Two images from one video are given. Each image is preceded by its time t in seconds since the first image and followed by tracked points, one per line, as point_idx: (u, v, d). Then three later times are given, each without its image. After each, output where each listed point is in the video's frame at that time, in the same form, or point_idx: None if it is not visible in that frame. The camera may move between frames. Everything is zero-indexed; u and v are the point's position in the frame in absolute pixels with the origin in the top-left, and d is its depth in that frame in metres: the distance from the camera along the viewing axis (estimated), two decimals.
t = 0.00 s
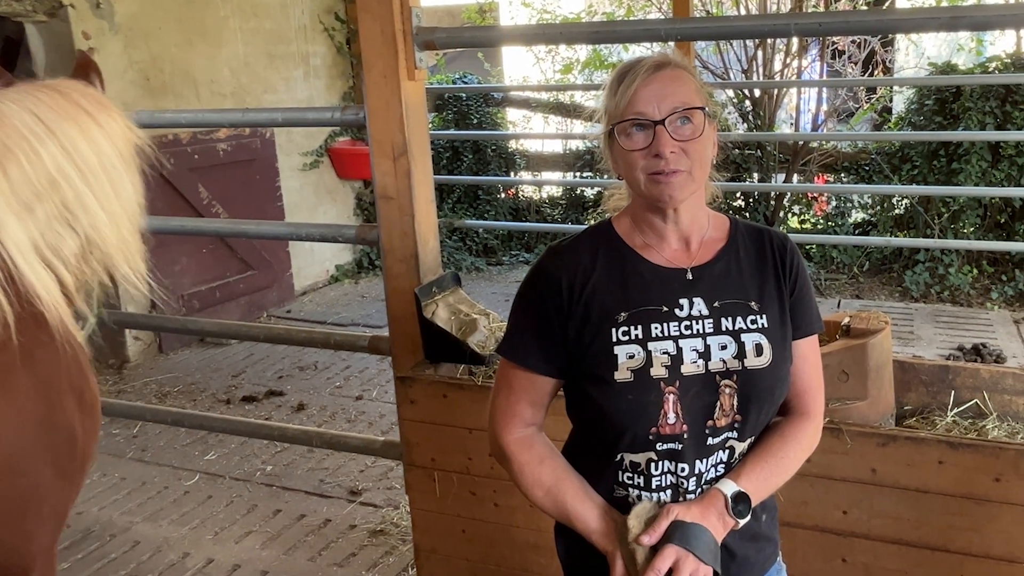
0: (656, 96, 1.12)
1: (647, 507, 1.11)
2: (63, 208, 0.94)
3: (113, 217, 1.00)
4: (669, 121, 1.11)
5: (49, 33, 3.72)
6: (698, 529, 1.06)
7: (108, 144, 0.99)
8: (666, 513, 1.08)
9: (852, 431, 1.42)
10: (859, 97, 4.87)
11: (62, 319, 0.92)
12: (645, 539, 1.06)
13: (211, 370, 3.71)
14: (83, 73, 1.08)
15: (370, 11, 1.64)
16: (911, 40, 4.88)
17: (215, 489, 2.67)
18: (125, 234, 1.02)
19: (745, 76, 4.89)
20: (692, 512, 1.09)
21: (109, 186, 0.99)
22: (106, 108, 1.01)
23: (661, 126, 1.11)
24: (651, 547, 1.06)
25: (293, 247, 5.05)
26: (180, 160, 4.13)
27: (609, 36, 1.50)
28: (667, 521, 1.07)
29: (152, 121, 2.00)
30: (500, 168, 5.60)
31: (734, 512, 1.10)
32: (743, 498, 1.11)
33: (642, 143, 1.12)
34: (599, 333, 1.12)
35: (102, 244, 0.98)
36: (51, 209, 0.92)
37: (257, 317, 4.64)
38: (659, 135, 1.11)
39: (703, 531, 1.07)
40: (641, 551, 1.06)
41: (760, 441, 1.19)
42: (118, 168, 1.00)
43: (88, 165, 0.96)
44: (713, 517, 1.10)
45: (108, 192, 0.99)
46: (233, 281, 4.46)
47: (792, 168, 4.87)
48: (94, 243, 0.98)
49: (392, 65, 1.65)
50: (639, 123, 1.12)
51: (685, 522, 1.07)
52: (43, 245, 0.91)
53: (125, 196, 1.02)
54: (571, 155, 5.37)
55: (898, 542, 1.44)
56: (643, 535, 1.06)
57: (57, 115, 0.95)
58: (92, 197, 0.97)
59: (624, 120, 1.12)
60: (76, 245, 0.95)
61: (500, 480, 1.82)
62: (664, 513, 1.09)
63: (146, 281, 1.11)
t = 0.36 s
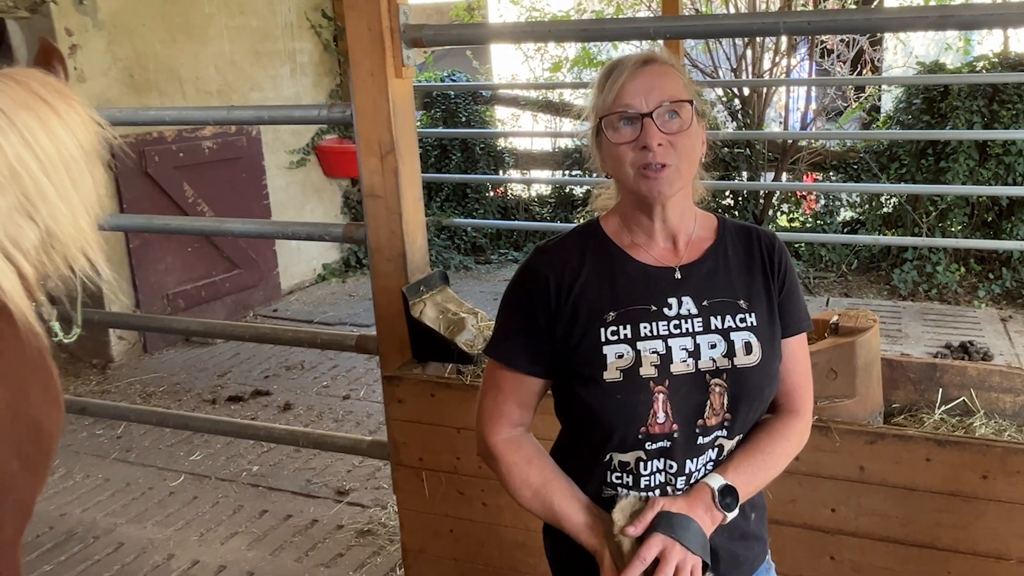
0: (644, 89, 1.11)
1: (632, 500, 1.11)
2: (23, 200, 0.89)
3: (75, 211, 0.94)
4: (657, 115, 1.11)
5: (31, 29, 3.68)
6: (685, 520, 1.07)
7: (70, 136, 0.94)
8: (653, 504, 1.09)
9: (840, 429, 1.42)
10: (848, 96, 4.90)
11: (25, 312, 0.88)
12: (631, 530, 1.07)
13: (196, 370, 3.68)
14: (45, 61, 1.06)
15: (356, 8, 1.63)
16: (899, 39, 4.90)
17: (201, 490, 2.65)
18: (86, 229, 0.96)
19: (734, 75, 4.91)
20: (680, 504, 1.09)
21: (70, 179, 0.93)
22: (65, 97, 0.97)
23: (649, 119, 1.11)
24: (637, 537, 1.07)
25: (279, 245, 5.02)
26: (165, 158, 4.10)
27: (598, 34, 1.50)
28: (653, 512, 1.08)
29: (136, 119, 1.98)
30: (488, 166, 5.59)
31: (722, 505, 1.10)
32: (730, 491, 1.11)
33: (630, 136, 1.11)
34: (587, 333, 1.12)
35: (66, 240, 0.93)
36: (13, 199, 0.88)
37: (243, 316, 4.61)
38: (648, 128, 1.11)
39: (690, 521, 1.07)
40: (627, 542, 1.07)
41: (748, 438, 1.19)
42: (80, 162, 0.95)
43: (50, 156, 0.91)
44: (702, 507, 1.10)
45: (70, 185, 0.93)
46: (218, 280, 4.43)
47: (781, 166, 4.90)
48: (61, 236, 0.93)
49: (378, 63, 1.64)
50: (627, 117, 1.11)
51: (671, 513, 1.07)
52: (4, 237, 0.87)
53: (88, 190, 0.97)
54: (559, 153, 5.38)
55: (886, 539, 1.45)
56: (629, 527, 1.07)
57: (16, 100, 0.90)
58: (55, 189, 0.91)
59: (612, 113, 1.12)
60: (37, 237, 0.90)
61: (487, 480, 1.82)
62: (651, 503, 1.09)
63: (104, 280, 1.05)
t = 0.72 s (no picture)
0: (639, 90, 1.11)
1: (622, 505, 1.11)
2: None
3: (47, 210, 0.91)
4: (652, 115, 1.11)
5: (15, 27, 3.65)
6: (676, 523, 1.07)
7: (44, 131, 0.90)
8: (644, 508, 1.09)
9: (831, 428, 1.42)
10: (838, 96, 4.92)
11: None
12: (621, 534, 1.07)
13: (184, 370, 3.65)
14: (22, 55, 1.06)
15: (346, 6, 1.62)
16: (889, 39, 4.93)
17: (188, 491, 2.63)
18: (56, 226, 0.92)
19: (724, 74, 4.92)
20: (671, 507, 1.09)
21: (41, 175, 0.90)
22: (40, 91, 0.93)
23: (643, 119, 1.11)
24: (628, 541, 1.07)
25: (268, 245, 4.99)
26: (151, 157, 4.07)
27: (590, 32, 1.50)
28: (645, 516, 1.08)
29: (123, 117, 1.96)
30: (479, 165, 5.58)
31: (715, 507, 1.10)
32: (722, 493, 1.11)
33: (624, 136, 1.11)
34: (581, 335, 1.11)
35: (35, 237, 0.90)
36: None
37: (231, 316, 4.58)
38: (642, 127, 1.10)
39: (681, 524, 1.07)
40: (618, 546, 1.07)
41: (740, 440, 1.20)
42: (55, 157, 0.92)
43: (20, 152, 0.88)
44: (693, 510, 1.10)
45: (41, 182, 0.90)
46: (206, 280, 4.40)
47: (772, 166, 4.92)
48: (30, 234, 0.90)
49: (369, 62, 1.63)
50: (621, 116, 1.11)
51: (662, 516, 1.07)
52: None
53: (63, 186, 0.93)
54: (550, 153, 5.38)
55: (877, 538, 1.45)
56: (620, 531, 1.07)
57: None
58: (24, 186, 0.88)
59: (607, 113, 1.12)
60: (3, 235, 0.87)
61: (478, 480, 1.81)
62: (642, 507, 1.09)
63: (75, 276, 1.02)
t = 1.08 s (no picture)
0: (632, 90, 1.11)
1: (611, 505, 1.10)
2: None
3: (25, 208, 0.92)
4: (644, 116, 1.11)
5: None
6: (665, 518, 1.06)
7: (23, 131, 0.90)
8: (634, 506, 1.09)
9: (823, 427, 1.43)
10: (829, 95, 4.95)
11: None
12: (611, 533, 1.07)
13: (171, 370, 3.63)
14: (1, 53, 1.00)
15: (336, 3, 1.61)
16: (879, 39, 4.96)
17: (176, 492, 2.62)
18: (34, 225, 0.93)
19: (715, 73, 4.94)
20: (662, 504, 1.09)
21: (20, 174, 0.90)
22: (20, 89, 0.93)
23: (636, 120, 1.10)
24: (619, 540, 1.07)
25: (256, 244, 4.96)
26: (138, 155, 4.04)
27: (581, 30, 1.49)
28: (634, 513, 1.08)
29: (109, 115, 1.94)
30: (469, 164, 5.57)
31: (707, 502, 1.10)
32: (714, 488, 1.11)
33: (616, 137, 1.11)
34: (575, 334, 1.11)
35: (13, 235, 0.90)
36: None
37: (219, 315, 4.56)
38: (634, 128, 1.10)
39: (672, 520, 1.07)
40: (609, 545, 1.07)
41: (733, 439, 1.20)
42: (35, 156, 0.92)
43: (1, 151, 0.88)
44: (684, 506, 1.10)
45: (20, 181, 0.90)
46: (193, 279, 4.37)
47: (763, 165, 4.94)
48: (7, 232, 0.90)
49: (359, 59, 1.62)
50: (614, 116, 1.11)
51: (651, 513, 1.07)
52: None
53: (42, 184, 0.94)
54: (541, 152, 5.37)
55: (868, 536, 1.46)
56: (610, 530, 1.07)
57: None
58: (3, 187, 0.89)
59: (599, 113, 1.11)
60: None
61: (468, 479, 1.81)
62: (631, 505, 1.09)
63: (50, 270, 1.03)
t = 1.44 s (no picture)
0: (632, 91, 1.10)
1: (603, 504, 1.10)
2: None
3: (9, 207, 0.97)
4: (643, 118, 1.11)
5: None
6: (657, 515, 1.06)
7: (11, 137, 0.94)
8: (625, 504, 1.09)
9: (815, 426, 1.43)
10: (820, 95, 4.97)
11: None
12: (603, 531, 1.06)
13: (160, 370, 3.60)
14: None
15: (328, 1, 1.60)
16: (871, 38, 4.98)
17: (165, 492, 2.60)
18: (21, 223, 0.99)
19: (707, 72, 4.95)
20: (653, 501, 1.09)
21: (4, 175, 0.95)
22: (4, 90, 0.96)
23: (635, 121, 1.10)
24: (610, 537, 1.06)
25: (245, 243, 4.94)
26: (126, 153, 4.01)
27: (574, 29, 1.49)
28: (626, 511, 1.08)
29: (97, 113, 1.93)
30: (461, 163, 5.56)
31: (699, 500, 1.10)
32: (706, 485, 1.11)
33: (615, 138, 1.11)
34: (568, 333, 1.11)
35: None
36: None
37: (208, 315, 4.53)
38: (633, 130, 1.10)
39: (664, 517, 1.06)
40: (601, 543, 1.07)
41: (726, 437, 1.20)
42: (17, 155, 0.96)
43: None
44: (677, 504, 1.09)
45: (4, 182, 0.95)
46: (182, 279, 4.35)
47: (755, 164, 4.95)
48: None
49: (351, 58, 1.61)
50: (613, 117, 1.11)
51: (643, 510, 1.07)
52: None
53: (24, 182, 0.98)
54: (532, 150, 5.37)
55: (860, 534, 1.46)
56: (601, 527, 1.07)
57: None
58: None
59: (598, 113, 1.11)
60: None
61: (460, 479, 1.80)
62: (624, 503, 1.09)
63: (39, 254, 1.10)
